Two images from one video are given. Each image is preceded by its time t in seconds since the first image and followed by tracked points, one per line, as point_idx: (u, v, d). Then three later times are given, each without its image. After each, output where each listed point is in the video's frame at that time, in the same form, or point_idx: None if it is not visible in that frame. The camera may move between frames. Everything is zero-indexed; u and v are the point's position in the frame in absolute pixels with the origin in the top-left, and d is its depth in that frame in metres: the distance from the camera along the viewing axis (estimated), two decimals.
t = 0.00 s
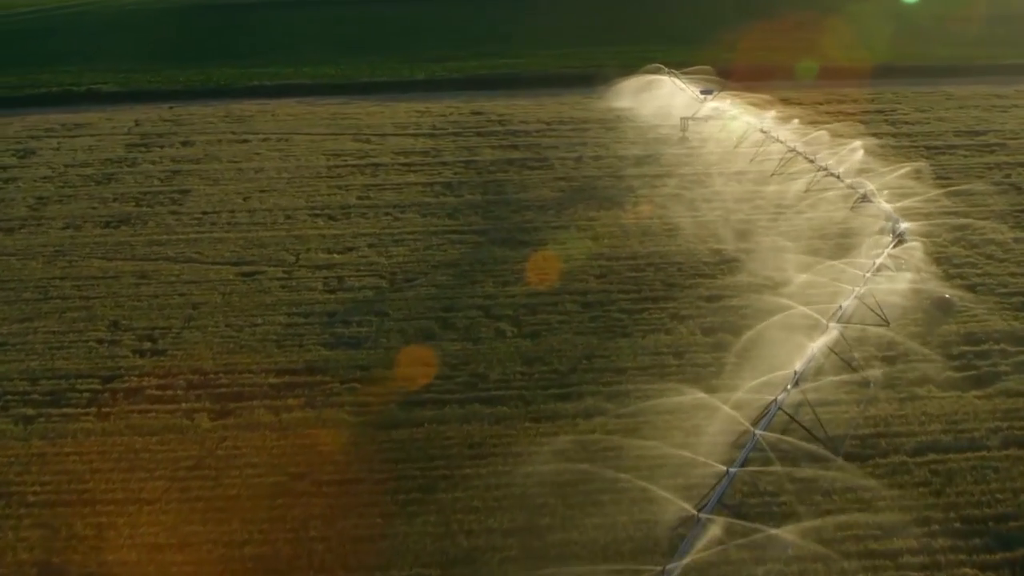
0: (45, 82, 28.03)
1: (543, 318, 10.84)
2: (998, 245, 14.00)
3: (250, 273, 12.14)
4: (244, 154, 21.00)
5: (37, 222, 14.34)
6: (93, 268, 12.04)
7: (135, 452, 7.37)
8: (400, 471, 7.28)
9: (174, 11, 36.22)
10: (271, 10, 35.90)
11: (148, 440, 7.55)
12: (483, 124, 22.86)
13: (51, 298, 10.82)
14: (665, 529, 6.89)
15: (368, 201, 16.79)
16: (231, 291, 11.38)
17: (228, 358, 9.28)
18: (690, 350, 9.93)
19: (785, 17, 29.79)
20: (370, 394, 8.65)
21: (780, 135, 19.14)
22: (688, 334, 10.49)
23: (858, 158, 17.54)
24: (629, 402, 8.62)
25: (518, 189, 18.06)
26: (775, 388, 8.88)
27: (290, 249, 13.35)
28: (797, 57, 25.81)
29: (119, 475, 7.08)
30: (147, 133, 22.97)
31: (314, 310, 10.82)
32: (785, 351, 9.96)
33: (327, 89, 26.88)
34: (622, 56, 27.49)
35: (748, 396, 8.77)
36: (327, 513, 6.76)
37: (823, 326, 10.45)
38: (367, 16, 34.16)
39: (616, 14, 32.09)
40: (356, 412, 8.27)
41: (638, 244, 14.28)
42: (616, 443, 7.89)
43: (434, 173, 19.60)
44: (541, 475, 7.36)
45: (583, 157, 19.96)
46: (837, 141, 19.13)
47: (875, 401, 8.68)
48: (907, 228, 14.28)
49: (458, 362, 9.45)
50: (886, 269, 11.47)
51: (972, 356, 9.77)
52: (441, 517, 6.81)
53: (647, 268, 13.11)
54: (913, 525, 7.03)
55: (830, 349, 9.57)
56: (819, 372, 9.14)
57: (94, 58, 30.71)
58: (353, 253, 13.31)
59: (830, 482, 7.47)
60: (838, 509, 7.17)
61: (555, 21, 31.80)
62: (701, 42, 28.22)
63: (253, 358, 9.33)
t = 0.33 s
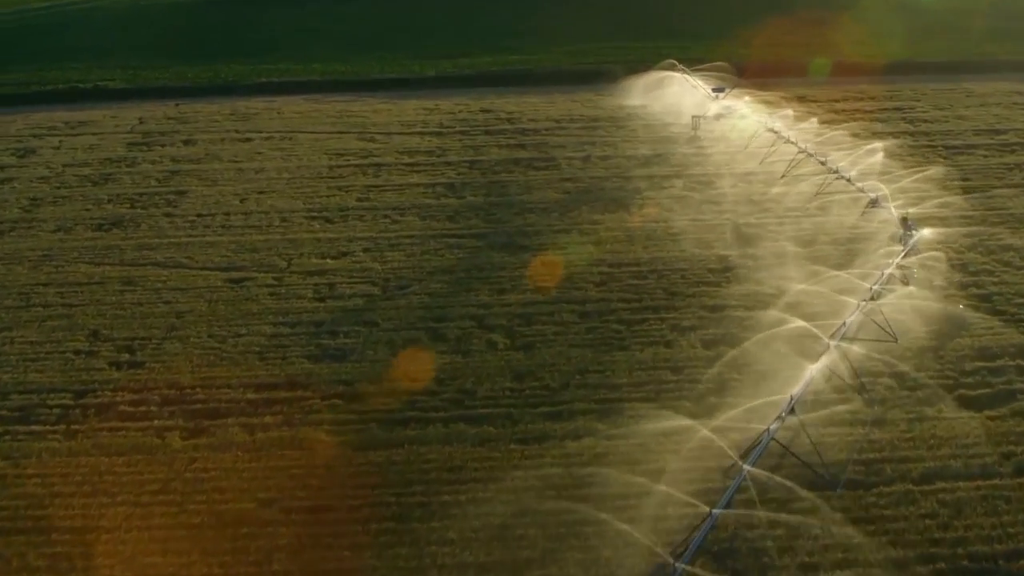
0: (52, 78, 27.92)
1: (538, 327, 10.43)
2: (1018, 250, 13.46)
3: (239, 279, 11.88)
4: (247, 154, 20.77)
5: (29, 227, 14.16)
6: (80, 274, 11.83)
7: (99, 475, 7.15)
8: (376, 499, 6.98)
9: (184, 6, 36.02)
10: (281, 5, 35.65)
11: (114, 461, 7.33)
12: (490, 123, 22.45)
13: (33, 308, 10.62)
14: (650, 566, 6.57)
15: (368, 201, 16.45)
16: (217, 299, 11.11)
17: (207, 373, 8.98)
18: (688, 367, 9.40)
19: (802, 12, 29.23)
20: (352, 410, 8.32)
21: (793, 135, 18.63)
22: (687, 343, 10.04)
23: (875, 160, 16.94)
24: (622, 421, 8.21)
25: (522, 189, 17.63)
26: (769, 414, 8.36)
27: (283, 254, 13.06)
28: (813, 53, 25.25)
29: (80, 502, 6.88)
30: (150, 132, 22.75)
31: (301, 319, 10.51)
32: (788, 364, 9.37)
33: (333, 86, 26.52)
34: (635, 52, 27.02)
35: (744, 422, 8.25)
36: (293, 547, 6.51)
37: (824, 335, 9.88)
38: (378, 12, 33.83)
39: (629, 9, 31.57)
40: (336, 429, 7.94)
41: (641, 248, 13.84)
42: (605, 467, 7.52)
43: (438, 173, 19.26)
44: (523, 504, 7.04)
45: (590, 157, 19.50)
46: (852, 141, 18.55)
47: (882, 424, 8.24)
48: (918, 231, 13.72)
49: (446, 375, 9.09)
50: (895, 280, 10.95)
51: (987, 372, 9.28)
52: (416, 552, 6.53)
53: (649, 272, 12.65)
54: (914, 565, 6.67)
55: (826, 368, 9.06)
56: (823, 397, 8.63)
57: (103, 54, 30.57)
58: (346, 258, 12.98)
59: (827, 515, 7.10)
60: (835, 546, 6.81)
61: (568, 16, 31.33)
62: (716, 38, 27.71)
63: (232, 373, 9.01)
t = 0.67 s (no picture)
0: (57, 72, 27.78)
1: (528, 337, 10.05)
2: None
3: (223, 285, 11.60)
4: (247, 152, 20.48)
5: (17, 229, 13.97)
6: (62, 280, 11.61)
7: (54, 500, 6.96)
8: (342, 530, 6.70)
9: None
10: None
11: (71, 484, 7.12)
12: (496, 120, 22.02)
13: (9, 317, 10.43)
14: None
15: (364, 201, 16.10)
16: (199, 305, 10.83)
17: (178, 387, 8.66)
18: (682, 382, 8.92)
19: (819, 6, 28.60)
20: (326, 427, 7.97)
21: (802, 134, 18.10)
22: (681, 356, 9.57)
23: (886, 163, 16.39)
24: (608, 443, 7.82)
25: (523, 188, 17.22)
26: (759, 441, 7.90)
27: (270, 258, 12.75)
28: (830, 48, 24.64)
29: (31, 529, 6.70)
30: (151, 129, 22.53)
31: (282, 328, 10.19)
32: (786, 380, 8.85)
33: (339, 80, 26.18)
34: (647, 47, 26.51)
35: (735, 451, 7.79)
36: None
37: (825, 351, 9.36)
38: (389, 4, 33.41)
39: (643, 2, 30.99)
40: (306, 449, 7.60)
41: (641, 252, 13.41)
42: (586, 496, 7.18)
43: (440, 170, 18.87)
44: (497, 538, 6.72)
45: (595, 155, 19.04)
46: (865, 139, 18.00)
47: (883, 448, 7.80)
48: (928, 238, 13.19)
49: (427, 390, 8.71)
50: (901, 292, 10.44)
51: (997, 391, 8.82)
52: None
53: (648, 277, 12.21)
54: None
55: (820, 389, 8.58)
56: (821, 421, 8.19)
57: (109, 47, 30.39)
58: (335, 262, 12.64)
59: (818, 552, 6.74)
60: None
61: (580, 10, 30.81)
62: (730, 32, 27.14)
63: (205, 387, 8.68)
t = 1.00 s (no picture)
0: (61, 63, 27.57)
1: (512, 347, 9.63)
2: None
3: (203, 289, 11.30)
4: (245, 147, 20.16)
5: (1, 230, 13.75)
6: (39, 285, 11.37)
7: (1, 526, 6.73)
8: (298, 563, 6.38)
9: None
10: None
11: (20, 509, 6.88)
12: (500, 115, 21.52)
13: None
14: None
15: (358, 200, 15.70)
16: (175, 311, 10.54)
17: (143, 400, 8.35)
18: (669, 400, 8.43)
19: None
20: (292, 445, 7.62)
21: (810, 132, 17.55)
22: (670, 369, 9.12)
23: (897, 163, 15.80)
24: (586, 466, 7.42)
25: (521, 186, 16.79)
26: (745, 467, 7.47)
27: (254, 261, 12.43)
28: (844, 41, 23.99)
29: None
30: (149, 123, 22.25)
31: (258, 336, 9.85)
32: (779, 400, 8.38)
33: (343, 73, 25.76)
34: (658, 40, 25.91)
35: (719, 478, 7.36)
36: None
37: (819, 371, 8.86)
38: None
39: None
40: (269, 469, 7.27)
41: (638, 256, 12.93)
42: (558, 526, 6.82)
43: (439, 166, 18.44)
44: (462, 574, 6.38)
45: (598, 153, 18.54)
46: (877, 138, 17.40)
47: (880, 477, 7.35)
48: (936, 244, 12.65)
49: (402, 404, 8.33)
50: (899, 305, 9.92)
51: (1005, 411, 8.31)
52: None
53: (644, 282, 11.76)
54: None
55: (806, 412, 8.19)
56: (815, 445, 7.72)
57: (114, 38, 30.14)
58: (320, 266, 12.29)
59: None
60: None
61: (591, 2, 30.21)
62: (743, 25, 26.49)
63: (170, 401, 8.35)
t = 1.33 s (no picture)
0: (61, 52, 27.26)
1: (490, 360, 9.20)
2: None
3: (176, 293, 10.96)
4: (239, 142, 19.76)
5: None
6: (10, 288, 11.09)
7: None
8: None
9: None
10: None
11: None
12: (502, 108, 20.98)
13: None
14: None
15: (348, 198, 15.28)
16: (144, 318, 10.22)
17: (99, 414, 8.06)
18: (650, 421, 7.99)
19: None
20: (248, 467, 7.28)
21: (816, 130, 16.94)
22: (653, 385, 8.65)
23: (905, 164, 15.21)
24: (556, 494, 7.03)
25: (517, 183, 16.29)
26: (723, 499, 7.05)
27: (232, 264, 12.07)
28: (858, 34, 23.29)
29: None
30: (146, 115, 21.91)
31: (226, 345, 9.49)
32: (765, 423, 7.91)
33: (345, 64, 25.15)
34: (667, 32, 25.24)
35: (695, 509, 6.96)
36: None
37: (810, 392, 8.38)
38: None
39: None
40: (220, 495, 6.95)
41: (631, 261, 12.48)
42: (521, 563, 6.47)
43: (435, 162, 17.97)
44: None
45: (597, 150, 17.89)
46: (887, 136, 16.80)
47: (865, 512, 6.94)
48: (937, 254, 12.16)
49: (367, 422, 7.93)
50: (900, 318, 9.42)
51: (1007, 436, 7.82)
52: None
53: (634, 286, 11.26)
54: None
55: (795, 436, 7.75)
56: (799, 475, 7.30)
57: (117, 27, 29.77)
58: (300, 269, 11.91)
59: None
60: None
61: None
62: (756, 18, 25.78)
63: (127, 415, 8.04)
